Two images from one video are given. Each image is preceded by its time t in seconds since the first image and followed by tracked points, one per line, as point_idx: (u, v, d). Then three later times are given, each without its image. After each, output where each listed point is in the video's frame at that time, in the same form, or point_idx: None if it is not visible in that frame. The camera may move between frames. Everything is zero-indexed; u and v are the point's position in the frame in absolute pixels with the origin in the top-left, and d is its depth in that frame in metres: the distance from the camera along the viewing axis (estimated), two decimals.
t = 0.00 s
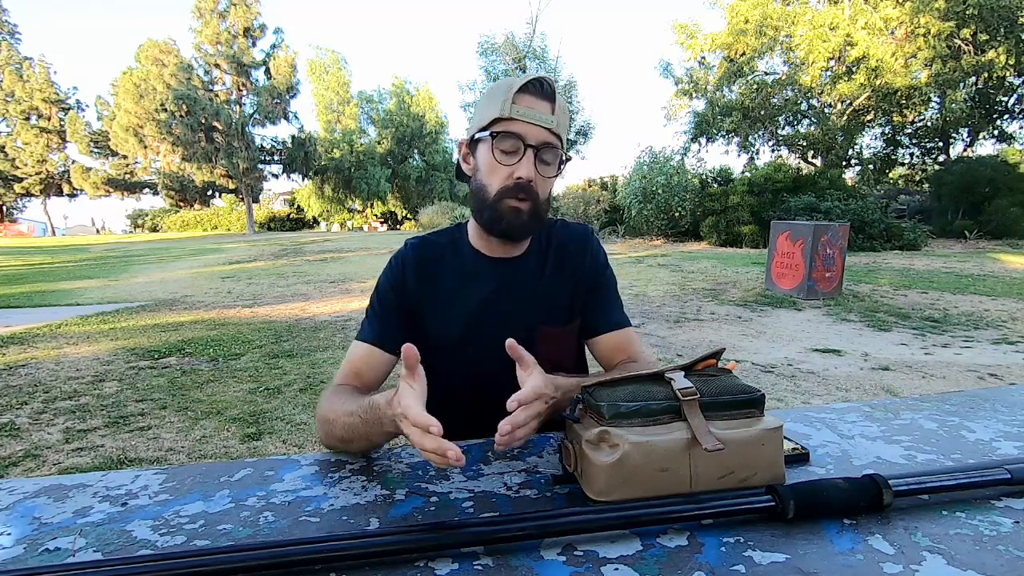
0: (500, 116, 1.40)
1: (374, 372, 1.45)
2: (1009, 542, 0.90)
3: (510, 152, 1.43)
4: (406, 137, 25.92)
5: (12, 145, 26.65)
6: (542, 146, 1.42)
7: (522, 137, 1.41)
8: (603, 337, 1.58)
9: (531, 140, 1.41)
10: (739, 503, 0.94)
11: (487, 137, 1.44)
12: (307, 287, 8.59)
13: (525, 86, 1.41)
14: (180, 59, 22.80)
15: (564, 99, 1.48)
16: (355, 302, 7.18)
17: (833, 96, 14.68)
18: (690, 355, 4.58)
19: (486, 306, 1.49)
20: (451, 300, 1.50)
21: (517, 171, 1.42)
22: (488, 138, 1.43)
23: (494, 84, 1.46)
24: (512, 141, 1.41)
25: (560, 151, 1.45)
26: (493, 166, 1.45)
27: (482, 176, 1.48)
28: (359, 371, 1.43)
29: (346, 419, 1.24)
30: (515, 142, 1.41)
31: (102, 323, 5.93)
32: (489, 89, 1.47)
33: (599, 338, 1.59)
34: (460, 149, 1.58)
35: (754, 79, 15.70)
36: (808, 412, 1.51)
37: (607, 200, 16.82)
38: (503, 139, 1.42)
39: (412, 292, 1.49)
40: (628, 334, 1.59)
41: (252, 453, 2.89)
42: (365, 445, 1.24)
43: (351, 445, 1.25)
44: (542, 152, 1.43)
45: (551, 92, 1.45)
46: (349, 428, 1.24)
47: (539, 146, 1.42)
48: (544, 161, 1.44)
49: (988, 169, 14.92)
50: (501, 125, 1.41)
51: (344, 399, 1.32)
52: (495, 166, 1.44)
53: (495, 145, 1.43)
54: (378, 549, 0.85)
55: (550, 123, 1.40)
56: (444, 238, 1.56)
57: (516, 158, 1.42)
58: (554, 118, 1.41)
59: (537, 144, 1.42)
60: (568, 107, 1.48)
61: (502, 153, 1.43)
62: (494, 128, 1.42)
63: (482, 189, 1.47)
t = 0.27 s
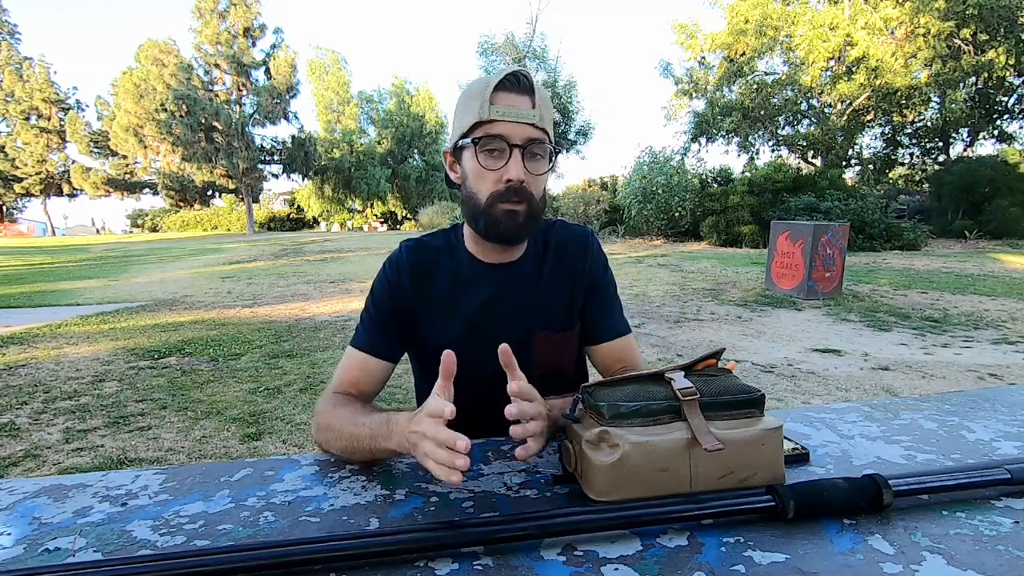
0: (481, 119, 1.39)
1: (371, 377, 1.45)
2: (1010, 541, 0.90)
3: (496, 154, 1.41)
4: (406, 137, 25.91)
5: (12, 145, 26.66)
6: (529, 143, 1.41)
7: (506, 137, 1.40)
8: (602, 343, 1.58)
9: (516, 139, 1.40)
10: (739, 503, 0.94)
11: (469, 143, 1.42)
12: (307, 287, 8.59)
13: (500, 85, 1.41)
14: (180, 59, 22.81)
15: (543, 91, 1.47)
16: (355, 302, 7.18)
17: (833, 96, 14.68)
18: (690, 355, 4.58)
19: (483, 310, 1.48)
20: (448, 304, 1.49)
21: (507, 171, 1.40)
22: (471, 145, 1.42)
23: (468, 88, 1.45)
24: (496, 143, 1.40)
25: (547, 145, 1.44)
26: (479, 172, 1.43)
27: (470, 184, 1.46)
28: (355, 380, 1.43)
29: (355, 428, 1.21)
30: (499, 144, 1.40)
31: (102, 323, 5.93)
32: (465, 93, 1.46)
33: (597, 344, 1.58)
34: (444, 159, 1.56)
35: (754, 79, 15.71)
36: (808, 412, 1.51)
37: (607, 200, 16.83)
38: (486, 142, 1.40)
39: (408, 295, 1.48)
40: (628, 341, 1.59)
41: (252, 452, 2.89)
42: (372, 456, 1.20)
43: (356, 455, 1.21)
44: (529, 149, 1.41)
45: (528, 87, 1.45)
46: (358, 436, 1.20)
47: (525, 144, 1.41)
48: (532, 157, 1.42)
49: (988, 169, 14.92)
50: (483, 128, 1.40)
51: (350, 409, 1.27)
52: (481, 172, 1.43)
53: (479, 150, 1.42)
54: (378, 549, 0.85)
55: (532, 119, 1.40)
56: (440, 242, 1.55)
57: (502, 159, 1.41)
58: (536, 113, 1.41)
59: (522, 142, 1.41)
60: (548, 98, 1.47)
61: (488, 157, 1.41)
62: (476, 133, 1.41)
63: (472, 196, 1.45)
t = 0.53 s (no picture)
0: (476, 128, 1.38)
1: (371, 378, 1.45)
2: (1008, 541, 0.91)
3: (493, 163, 1.40)
4: (406, 137, 25.93)
5: (12, 144, 26.67)
6: (526, 151, 1.40)
7: (502, 147, 1.39)
8: (602, 346, 1.58)
9: (513, 148, 1.39)
10: (739, 503, 0.94)
11: (466, 153, 1.42)
12: (307, 287, 8.59)
13: (497, 90, 1.39)
14: (180, 60, 22.81)
15: (542, 96, 1.45)
16: (355, 302, 7.18)
17: (833, 96, 14.68)
18: (690, 355, 4.58)
19: (482, 312, 1.48)
20: (447, 307, 1.49)
21: (504, 182, 1.40)
22: (468, 154, 1.41)
23: (464, 94, 1.44)
24: (493, 153, 1.39)
25: (546, 153, 1.43)
26: (475, 181, 1.43)
27: (468, 191, 1.46)
28: (355, 381, 1.44)
29: (357, 430, 1.22)
30: (496, 153, 1.39)
31: (102, 323, 5.93)
32: (461, 98, 1.45)
33: (597, 349, 1.58)
34: (441, 165, 1.55)
35: (754, 79, 15.70)
36: (808, 411, 1.51)
37: (606, 200, 16.84)
38: (482, 152, 1.39)
39: (406, 296, 1.48)
40: (628, 342, 1.59)
41: (253, 452, 2.89)
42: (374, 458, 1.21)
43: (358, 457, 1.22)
44: (527, 157, 1.40)
45: (526, 91, 1.43)
46: (360, 438, 1.22)
47: (523, 153, 1.39)
48: (530, 165, 1.41)
49: (988, 169, 14.91)
50: (480, 137, 1.39)
51: (350, 410, 1.28)
52: (478, 182, 1.42)
53: (475, 159, 1.41)
54: (378, 549, 0.85)
55: (530, 127, 1.38)
56: (439, 244, 1.55)
57: (499, 168, 1.40)
58: (534, 120, 1.39)
59: (519, 151, 1.40)
60: (547, 101, 1.45)
61: (485, 166, 1.41)
62: (473, 141, 1.40)
63: (469, 206, 1.45)
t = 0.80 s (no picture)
0: (477, 129, 1.38)
1: (372, 379, 1.46)
2: (1009, 541, 0.90)
3: (494, 164, 1.41)
4: (406, 136, 25.93)
5: (12, 144, 26.68)
6: (528, 152, 1.40)
7: (503, 148, 1.39)
8: (603, 346, 1.58)
9: (514, 149, 1.39)
10: (739, 502, 0.94)
11: (466, 154, 1.42)
12: (307, 287, 8.59)
13: (498, 91, 1.39)
14: (180, 60, 22.81)
15: (544, 95, 1.45)
16: (355, 302, 7.18)
17: (833, 96, 14.68)
18: (690, 355, 4.58)
19: (481, 313, 1.48)
20: (447, 307, 1.49)
21: (503, 183, 1.41)
22: (468, 154, 1.41)
23: (465, 94, 1.44)
24: (493, 154, 1.40)
25: (547, 154, 1.43)
26: (476, 181, 1.43)
27: (468, 192, 1.46)
28: (355, 381, 1.44)
29: (361, 430, 1.23)
30: (496, 154, 1.39)
31: (102, 323, 5.93)
32: (463, 98, 1.45)
33: (597, 349, 1.58)
34: (442, 165, 1.56)
35: (754, 79, 15.71)
36: (807, 411, 1.51)
37: (606, 200, 16.85)
38: (483, 153, 1.40)
39: (406, 297, 1.48)
40: (628, 343, 1.59)
41: (252, 453, 2.89)
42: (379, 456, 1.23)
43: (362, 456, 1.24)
44: (528, 158, 1.40)
45: (528, 91, 1.43)
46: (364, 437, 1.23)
47: (523, 154, 1.40)
48: (531, 166, 1.41)
49: (988, 170, 14.90)
50: (480, 139, 1.39)
51: (351, 410, 1.30)
52: (478, 183, 1.43)
53: (476, 160, 1.41)
54: (378, 549, 0.85)
55: (531, 128, 1.38)
56: (439, 245, 1.55)
57: (500, 169, 1.41)
58: (535, 121, 1.39)
59: (520, 152, 1.40)
60: (549, 102, 1.45)
61: (485, 167, 1.41)
62: (473, 142, 1.40)
63: (469, 206, 1.45)
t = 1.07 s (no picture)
0: (477, 126, 1.38)
1: (374, 380, 1.46)
2: (1009, 541, 0.90)
3: (494, 161, 1.41)
4: (406, 136, 25.95)
5: (12, 144, 26.68)
6: (527, 150, 1.40)
7: (503, 145, 1.39)
8: (602, 346, 1.58)
9: (514, 147, 1.39)
10: (739, 503, 0.94)
11: (467, 150, 1.42)
12: (307, 287, 8.59)
13: (499, 89, 1.40)
14: (180, 60, 22.80)
15: (543, 94, 1.45)
16: (355, 302, 7.18)
17: (833, 96, 14.68)
18: (690, 356, 4.58)
19: (481, 313, 1.48)
20: (446, 308, 1.49)
21: (503, 180, 1.41)
22: (469, 152, 1.42)
23: (467, 92, 1.44)
24: (493, 151, 1.40)
25: (547, 151, 1.42)
26: (476, 179, 1.43)
27: (468, 190, 1.47)
28: (356, 381, 1.44)
29: (362, 429, 1.23)
30: (496, 151, 1.40)
31: (102, 323, 5.93)
32: (463, 96, 1.45)
33: (596, 349, 1.58)
34: (443, 163, 1.56)
35: (754, 79, 15.71)
36: (808, 411, 1.51)
37: (606, 200, 16.86)
38: (483, 150, 1.40)
39: (406, 297, 1.48)
40: (628, 343, 1.59)
41: (252, 453, 2.89)
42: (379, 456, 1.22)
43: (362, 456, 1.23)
44: (528, 156, 1.40)
45: (529, 90, 1.43)
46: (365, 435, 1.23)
47: (523, 152, 1.40)
48: (531, 164, 1.41)
49: (988, 170, 14.89)
50: (480, 136, 1.39)
51: (351, 409, 1.30)
52: (478, 180, 1.43)
53: (476, 157, 1.41)
54: (378, 548, 0.85)
55: (531, 127, 1.38)
56: (439, 245, 1.55)
57: (500, 166, 1.41)
58: (536, 120, 1.39)
59: (521, 150, 1.40)
60: (550, 101, 1.45)
61: (485, 164, 1.41)
62: (473, 139, 1.40)
63: (469, 203, 1.46)
